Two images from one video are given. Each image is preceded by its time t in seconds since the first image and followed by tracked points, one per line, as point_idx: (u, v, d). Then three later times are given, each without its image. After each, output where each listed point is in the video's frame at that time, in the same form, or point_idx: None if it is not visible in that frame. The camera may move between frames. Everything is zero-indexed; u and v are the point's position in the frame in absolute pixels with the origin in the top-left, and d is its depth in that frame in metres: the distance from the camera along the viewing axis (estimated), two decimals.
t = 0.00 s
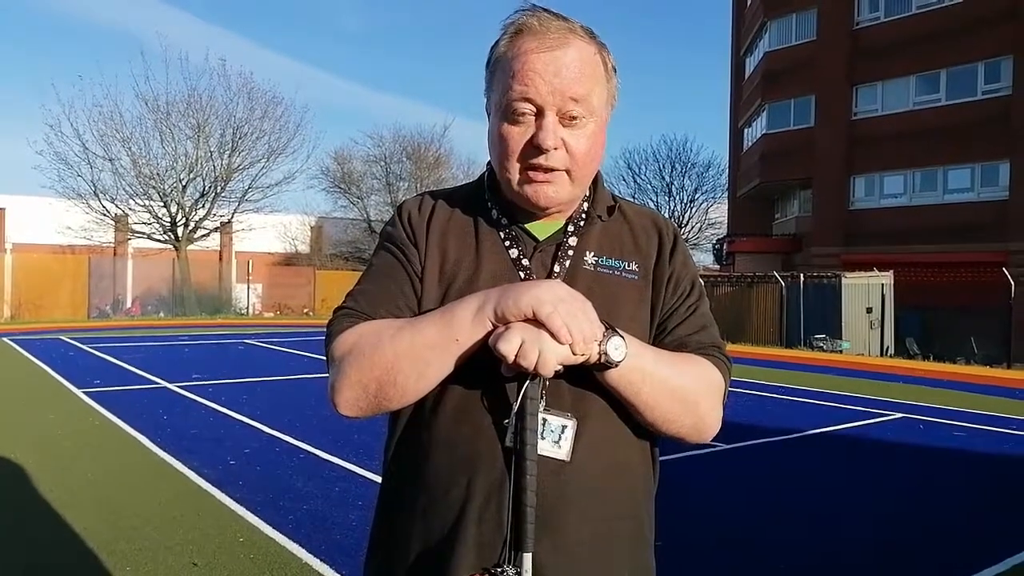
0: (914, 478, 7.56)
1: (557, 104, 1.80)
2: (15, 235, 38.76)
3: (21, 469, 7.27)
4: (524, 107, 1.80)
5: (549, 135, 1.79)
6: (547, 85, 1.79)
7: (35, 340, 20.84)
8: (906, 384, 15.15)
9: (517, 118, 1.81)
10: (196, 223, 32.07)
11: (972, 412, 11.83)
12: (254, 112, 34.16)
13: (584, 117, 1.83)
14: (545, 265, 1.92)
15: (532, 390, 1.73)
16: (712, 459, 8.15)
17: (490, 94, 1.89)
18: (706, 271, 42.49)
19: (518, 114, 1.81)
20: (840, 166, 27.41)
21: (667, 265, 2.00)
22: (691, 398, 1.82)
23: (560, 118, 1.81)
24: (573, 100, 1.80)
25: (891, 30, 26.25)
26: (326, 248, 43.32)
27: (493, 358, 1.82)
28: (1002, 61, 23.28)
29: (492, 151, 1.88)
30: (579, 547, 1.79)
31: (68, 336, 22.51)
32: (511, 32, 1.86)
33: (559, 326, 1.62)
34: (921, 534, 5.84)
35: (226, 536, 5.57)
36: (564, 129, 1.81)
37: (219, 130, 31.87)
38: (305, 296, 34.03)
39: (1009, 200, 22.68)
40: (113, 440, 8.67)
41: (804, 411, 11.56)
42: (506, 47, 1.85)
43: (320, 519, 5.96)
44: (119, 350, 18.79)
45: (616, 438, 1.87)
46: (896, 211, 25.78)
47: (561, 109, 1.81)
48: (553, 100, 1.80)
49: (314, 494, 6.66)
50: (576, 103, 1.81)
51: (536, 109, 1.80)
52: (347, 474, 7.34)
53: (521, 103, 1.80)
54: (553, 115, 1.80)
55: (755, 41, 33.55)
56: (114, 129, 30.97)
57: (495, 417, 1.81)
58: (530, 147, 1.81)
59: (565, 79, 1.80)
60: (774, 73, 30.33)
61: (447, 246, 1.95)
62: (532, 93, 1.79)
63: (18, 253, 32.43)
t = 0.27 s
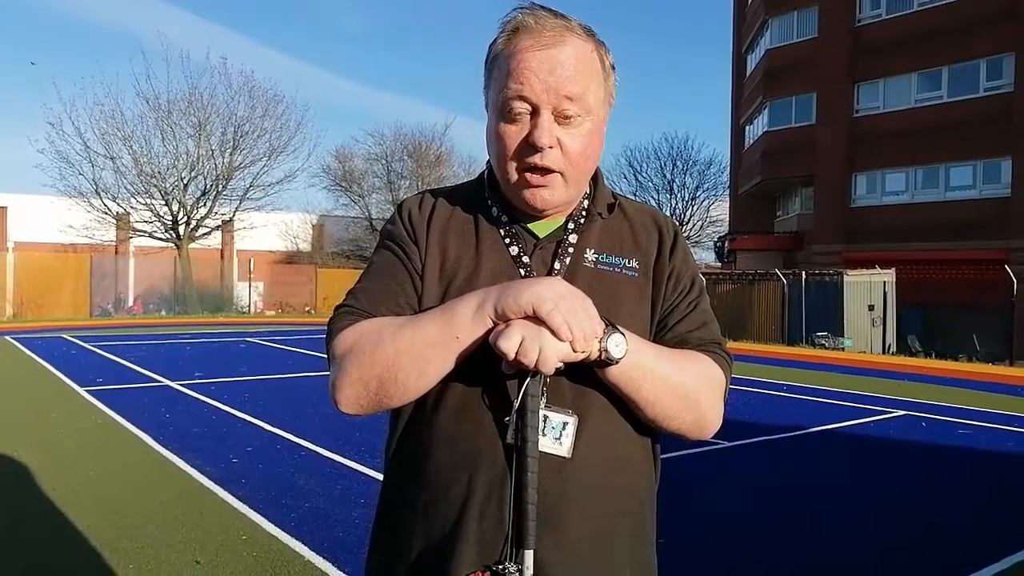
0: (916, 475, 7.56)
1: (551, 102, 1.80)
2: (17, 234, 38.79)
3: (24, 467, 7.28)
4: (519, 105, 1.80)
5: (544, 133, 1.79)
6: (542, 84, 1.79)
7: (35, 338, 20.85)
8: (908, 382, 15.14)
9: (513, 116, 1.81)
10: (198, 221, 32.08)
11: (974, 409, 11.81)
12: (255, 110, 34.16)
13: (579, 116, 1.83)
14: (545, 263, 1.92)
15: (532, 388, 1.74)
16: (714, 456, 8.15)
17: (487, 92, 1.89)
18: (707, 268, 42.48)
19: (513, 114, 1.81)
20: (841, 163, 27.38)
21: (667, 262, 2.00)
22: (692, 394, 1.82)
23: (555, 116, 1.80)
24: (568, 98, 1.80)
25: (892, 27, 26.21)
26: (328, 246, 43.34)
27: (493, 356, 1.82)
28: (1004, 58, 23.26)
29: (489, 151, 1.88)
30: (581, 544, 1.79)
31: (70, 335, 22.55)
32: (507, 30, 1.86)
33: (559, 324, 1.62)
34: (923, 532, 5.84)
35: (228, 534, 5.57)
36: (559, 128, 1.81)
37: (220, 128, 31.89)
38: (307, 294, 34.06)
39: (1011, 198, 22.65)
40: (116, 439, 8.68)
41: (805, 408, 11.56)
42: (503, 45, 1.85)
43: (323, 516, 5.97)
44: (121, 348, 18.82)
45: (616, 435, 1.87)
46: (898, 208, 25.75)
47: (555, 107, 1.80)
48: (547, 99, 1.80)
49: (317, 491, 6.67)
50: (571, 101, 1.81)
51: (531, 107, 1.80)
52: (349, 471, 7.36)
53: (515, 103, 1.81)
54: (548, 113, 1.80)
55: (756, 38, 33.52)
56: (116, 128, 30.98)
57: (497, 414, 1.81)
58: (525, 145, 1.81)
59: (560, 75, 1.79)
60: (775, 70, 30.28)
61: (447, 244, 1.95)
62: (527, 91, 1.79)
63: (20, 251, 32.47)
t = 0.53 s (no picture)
0: (916, 477, 7.56)
1: (550, 103, 1.80)
2: (19, 233, 38.81)
3: (24, 466, 7.28)
4: (518, 107, 1.81)
5: (543, 135, 1.79)
6: (541, 85, 1.79)
7: (36, 337, 20.85)
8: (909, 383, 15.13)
9: (513, 118, 1.82)
10: (199, 220, 32.10)
11: (976, 411, 11.79)
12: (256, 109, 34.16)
13: (578, 117, 1.83)
14: (546, 264, 1.92)
15: (534, 389, 1.73)
16: (715, 457, 8.14)
17: (488, 93, 1.89)
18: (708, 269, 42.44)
19: (513, 115, 1.81)
20: (843, 164, 27.37)
21: (669, 262, 2.00)
22: (692, 395, 1.82)
23: (554, 117, 1.80)
24: (567, 98, 1.80)
25: (894, 28, 26.19)
26: (329, 246, 43.34)
27: (494, 356, 1.82)
28: (1006, 59, 23.24)
29: (489, 151, 1.88)
30: (582, 544, 1.79)
31: (71, 334, 22.54)
32: (507, 32, 1.86)
33: (560, 325, 1.63)
34: (924, 533, 5.84)
35: (229, 533, 5.57)
36: (558, 128, 1.81)
37: (222, 128, 31.90)
38: (308, 294, 34.09)
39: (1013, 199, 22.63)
40: (117, 438, 8.68)
41: (806, 409, 11.56)
42: (503, 46, 1.85)
43: (324, 516, 5.97)
44: (122, 347, 18.83)
45: (617, 435, 1.87)
46: (900, 210, 25.73)
47: (555, 107, 1.80)
48: (547, 99, 1.80)
49: (317, 491, 6.67)
50: (570, 101, 1.81)
51: (530, 109, 1.80)
52: (350, 471, 7.36)
53: (514, 104, 1.81)
54: (547, 114, 1.80)
55: (758, 39, 33.49)
56: (117, 127, 30.98)
57: (498, 415, 1.81)
58: (525, 145, 1.81)
59: (560, 76, 1.79)
60: (777, 71, 30.27)
61: (449, 245, 1.95)
62: (526, 93, 1.79)
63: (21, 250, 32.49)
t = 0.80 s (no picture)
0: (916, 476, 7.55)
1: (542, 100, 1.80)
2: (18, 234, 38.81)
3: (25, 467, 7.28)
4: (510, 105, 1.81)
5: (535, 131, 1.79)
6: (532, 82, 1.79)
7: (36, 338, 20.84)
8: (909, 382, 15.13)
9: (505, 116, 1.82)
10: (199, 221, 32.10)
11: (975, 409, 11.79)
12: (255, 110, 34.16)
13: (571, 113, 1.82)
14: (544, 262, 1.92)
15: (532, 388, 1.73)
16: (714, 456, 8.15)
17: (481, 91, 1.89)
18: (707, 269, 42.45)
19: (506, 113, 1.82)
20: (842, 164, 27.37)
21: (667, 261, 2.00)
22: (691, 393, 1.82)
23: (546, 114, 1.81)
24: (558, 95, 1.80)
25: (893, 27, 26.17)
26: (328, 246, 43.35)
27: (492, 356, 1.82)
28: (1005, 58, 23.23)
29: (483, 149, 1.88)
30: (581, 544, 1.79)
31: (71, 335, 22.54)
32: (499, 32, 1.86)
33: (558, 324, 1.62)
34: (924, 532, 5.83)
35: (228, 534, 5.57)
36: (551, 126, 1.81)
37: (221, 128, 31.90)
38: (307, 294, 34.13)
39: (1012, 198, 22.63)
40: (117, 438, 8.68)
41: (806, 409, 11.56)
42: (495, 45, 1.85)
43: (323, 516, 5.97)
44: (122, 348, 18.82)
45: (616, 434, 1.87)
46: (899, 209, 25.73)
47: (546, 104, 1.80)
48: (538, 96, 1.80)
49: (317, 492, 6.67)
50: (561, 98, 1.81)
51: (522, 106, 1.80)
52: (350, 471, 7.36)
53: (507, 101, 1.81)
54: (539, 112, 1.80)
55: (757, 39, 33.50)
56: (117, 127, 30.98)
57: (497, 414, 1.80)
58: (518, 143, 1.81)
59: (551, 73, 1.79)
60: (776, 71, 30.27)
61: (447, 244, 1.94)
62: (517, 90, 1.80)
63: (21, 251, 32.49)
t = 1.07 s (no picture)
0: (910, 474, 7.58)
1: (533, 100, 1.80)
2: (13, 232, 38.70)
3: (19, 466, 7.26)
4: (502, 104, 1.81)
5: (526, 131, 1.79)
6: (524, 82, 1.79)
7: (31, 336, 20.82)
8: (903, 381, 15.17)
9: (497, 116, 1.82)
10: (194, 219, 32.03)
11: (969, 408, 11.82)
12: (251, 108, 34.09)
13: (563, 113, 1.82)
14: (537, 261, 1.92)
15: (526, 387, 1.73)
16: (710, 455, 8.16)
17: (474, 90, 1.89)
18: (703, 268, 42.48)
19: (498, 113, 1.82)
20: (838, 163, 27.43)
21: (659, 260, 2.00)
22: (683, 391, 1.82)
23: (537, 114, 1.80)
24: (550, 94, 1.80)
25: (889, 27, 26.21)
26: (324, 244, 43.30)
27: (485, 354, 1.82)
28: (1000, 58, 23.28)
29: (475, 149, 1.88)
30: (575, 542, 1.79)
31: (66, 333, 22.47)
32: (492, 31, 1.86)
33: (552, 323, 1.62)
34: (919, 531, 5.83)
35: (223, 532, 5.57)
36: (542, 125, 1.81)
37: (217, 126, 31.82)
38: (303, 292, 34.11)
39: (1007, 198, 22.68)
40: (112, 437, 8.66)
41: (801, 408, 11.58)
42: (487, 46, 1.85)
43: (319, 515, 5.96)
44: (117, 346, 18.78)
45: (610, 431, 1.87)
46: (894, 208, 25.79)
47: (537, 105, 1.80)
48: (529, 97, 1.80)
49: (313, 490, 6.66)
50: (553, 99, 1.81)
51: (513, 106, 1.81)
52: (345, 470, 7.35)
53: (499, 101, 1.81)
54: (531, 112, 1.80)
55: (753, 38, 33.53)
56: (112, 125, 30.91)
57: (489, 413, 1.80)
58: (510, 142, 1.80)
59: (544, 73, 1.79)
60: (772, 70, 30.31)
61: (440, 243, 1.94)
62: (509, 90, 1.80)
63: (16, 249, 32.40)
